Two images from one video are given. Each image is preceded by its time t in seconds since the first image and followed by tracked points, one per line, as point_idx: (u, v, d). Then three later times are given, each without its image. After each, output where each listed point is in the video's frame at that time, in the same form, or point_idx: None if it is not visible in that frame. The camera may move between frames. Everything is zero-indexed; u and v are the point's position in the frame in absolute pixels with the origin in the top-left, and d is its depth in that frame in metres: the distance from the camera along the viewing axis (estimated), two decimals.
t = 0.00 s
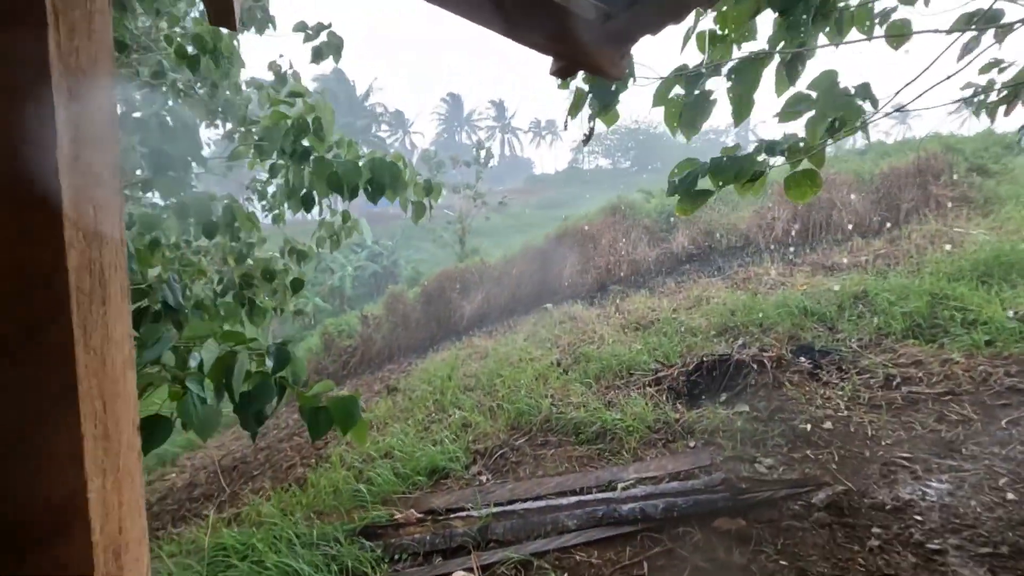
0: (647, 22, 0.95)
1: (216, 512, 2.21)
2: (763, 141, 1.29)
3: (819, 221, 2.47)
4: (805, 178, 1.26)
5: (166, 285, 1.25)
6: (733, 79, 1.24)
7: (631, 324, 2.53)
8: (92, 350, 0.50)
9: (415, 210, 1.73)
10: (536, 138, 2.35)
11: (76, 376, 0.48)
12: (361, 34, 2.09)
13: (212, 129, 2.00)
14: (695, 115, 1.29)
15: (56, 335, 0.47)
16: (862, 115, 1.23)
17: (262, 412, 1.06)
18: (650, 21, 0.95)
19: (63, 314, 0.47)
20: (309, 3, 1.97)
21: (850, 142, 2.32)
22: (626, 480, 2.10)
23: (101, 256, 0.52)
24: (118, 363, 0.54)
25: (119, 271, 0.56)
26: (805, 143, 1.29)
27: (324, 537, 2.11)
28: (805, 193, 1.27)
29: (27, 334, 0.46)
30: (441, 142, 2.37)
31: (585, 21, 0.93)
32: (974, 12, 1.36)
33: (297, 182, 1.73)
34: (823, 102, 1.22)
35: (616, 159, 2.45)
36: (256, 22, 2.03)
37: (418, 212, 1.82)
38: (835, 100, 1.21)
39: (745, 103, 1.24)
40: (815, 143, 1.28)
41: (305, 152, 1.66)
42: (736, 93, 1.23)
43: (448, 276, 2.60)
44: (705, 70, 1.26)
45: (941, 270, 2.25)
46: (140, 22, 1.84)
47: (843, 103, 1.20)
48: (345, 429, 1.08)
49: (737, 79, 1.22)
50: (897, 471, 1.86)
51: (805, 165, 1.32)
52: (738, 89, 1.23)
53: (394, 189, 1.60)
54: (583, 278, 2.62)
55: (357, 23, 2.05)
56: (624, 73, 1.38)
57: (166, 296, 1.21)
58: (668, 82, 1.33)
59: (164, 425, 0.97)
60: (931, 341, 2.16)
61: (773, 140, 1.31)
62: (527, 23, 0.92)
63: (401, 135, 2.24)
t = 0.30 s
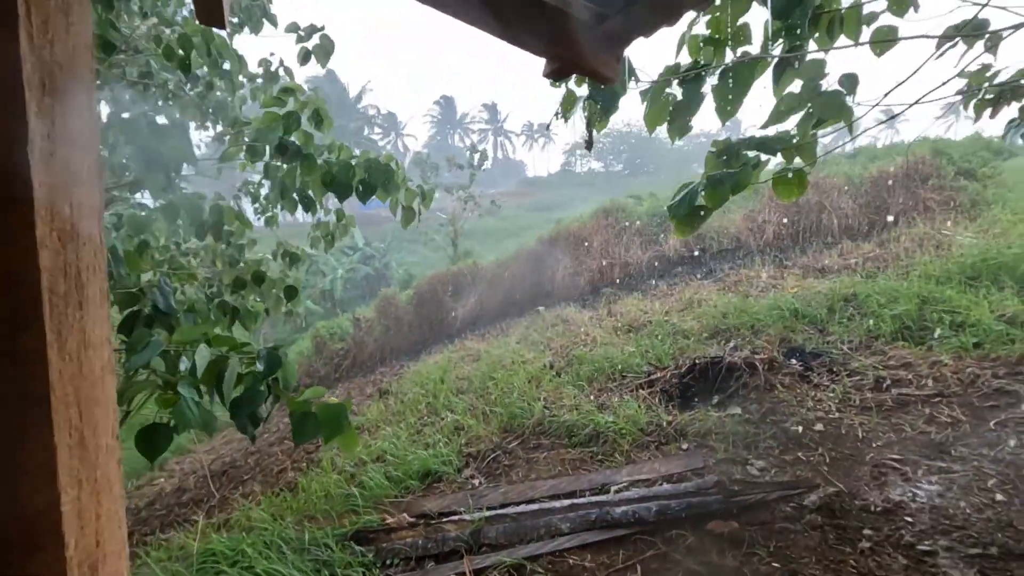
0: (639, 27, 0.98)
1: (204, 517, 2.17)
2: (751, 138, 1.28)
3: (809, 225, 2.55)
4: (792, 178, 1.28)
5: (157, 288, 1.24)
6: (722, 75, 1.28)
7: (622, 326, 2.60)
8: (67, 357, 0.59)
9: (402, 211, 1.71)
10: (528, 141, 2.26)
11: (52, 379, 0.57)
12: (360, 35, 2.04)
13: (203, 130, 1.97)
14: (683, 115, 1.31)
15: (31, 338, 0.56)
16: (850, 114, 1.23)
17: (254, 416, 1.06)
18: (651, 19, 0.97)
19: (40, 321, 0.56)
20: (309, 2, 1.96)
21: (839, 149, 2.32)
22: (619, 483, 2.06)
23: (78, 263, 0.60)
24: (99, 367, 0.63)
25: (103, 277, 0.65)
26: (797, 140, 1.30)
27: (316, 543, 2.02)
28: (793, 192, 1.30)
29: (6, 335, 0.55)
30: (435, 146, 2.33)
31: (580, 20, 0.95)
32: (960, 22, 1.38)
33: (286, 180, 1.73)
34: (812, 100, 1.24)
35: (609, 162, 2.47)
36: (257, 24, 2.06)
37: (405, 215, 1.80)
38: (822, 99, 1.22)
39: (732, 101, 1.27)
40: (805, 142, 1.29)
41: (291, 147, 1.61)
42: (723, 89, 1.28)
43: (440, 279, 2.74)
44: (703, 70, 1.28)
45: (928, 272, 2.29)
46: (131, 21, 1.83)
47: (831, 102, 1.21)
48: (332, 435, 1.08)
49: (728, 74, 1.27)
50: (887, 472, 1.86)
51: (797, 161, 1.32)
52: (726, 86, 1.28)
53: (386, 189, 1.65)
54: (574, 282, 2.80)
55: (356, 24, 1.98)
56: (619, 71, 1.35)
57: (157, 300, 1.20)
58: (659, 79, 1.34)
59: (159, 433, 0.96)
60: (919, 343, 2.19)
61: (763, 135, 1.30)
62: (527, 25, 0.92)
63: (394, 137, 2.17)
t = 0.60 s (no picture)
0: (627, 33, 0.96)
1: (189, 525, 2.16)
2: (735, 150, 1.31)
3: (796, 229, 2.56)
4: (775, 191, 1.29)
5: (140, 295, 1.23)
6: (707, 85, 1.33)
7: (612, 330, 2.58)
8: (58, 365, 0.69)
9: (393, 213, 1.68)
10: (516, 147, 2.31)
11: (44, 385, 0.67)
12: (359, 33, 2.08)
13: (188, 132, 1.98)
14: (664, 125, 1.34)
15: (29, 345, 0.66)
16: (830, 123, 1.28)
17: (239, 426, 1.03)
18: (639, 25, 0.96)
19: (33, 330, 0.66)
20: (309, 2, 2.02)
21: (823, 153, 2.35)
22: (609, 487, 2.08)
23: (66, 271, 0.70)
24: (87, 373, 0.73)
25: (89, 286, 0.76)
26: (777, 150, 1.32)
27: (303, 550, 2.05)
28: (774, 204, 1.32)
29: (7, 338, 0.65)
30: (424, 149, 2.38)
31: (567, 28, 0.95)
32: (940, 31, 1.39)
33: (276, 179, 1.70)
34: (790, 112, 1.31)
35: (597, 167, 2.51)
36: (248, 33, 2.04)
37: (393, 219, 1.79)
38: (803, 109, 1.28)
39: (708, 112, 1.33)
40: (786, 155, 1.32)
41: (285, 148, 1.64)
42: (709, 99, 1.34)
43: (428, 284, 2.64)
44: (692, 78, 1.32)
45: (911, 275, 2.31)
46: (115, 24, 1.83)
47: (810, 115, 1.28)
48: (319, 444, 1.07)
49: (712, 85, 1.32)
50: (872, 473, 1.88)
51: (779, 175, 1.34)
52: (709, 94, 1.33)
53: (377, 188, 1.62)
54: (563, 285, 2.69)
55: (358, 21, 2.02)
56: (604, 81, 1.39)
57: (140, 305, 1.19)
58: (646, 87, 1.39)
59: (141, 439, 0.95)
60: (902, 345, 2.22)
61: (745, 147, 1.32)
62: (519, 35, 0.95)
63: (381, 141, 2.24)
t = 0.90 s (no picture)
0: (603, 43, 0.98)
1: (167, 535, 2.14)
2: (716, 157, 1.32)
3: (776, 232, 2.55)
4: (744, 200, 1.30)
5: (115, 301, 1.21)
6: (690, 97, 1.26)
7: (595, 335, 2.56)
8: (26, 376, 0.66)
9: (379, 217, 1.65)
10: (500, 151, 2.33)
11: (10, 397, 0.65)
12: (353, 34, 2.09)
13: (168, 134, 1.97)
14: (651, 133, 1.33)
15: None
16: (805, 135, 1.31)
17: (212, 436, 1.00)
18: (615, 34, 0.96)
19: None
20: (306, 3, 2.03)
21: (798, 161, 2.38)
22: (592, 490, 2.09)
23: (37, 281, 0.67)
24: (58, 383, 0.70)
25: (64, 294, 0.72)
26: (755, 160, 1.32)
27: (284, 558, 2.03)
28: (742, 212, 1.33)
29: None
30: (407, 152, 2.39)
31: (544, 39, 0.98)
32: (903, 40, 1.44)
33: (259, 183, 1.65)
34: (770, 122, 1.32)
35: (581, 171, 2.51)
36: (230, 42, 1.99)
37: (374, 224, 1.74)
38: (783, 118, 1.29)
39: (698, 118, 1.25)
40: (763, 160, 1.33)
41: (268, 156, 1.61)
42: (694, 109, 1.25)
43: (411, 287, 2.63)
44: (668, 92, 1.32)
45: (886, 279, 2.35)
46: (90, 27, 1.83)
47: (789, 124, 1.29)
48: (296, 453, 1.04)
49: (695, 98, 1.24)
50: (849, 473, 1.93)
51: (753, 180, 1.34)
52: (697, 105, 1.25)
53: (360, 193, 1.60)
54: (550, 289, 2.66)
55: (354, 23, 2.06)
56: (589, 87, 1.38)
57: (113, 311, 1.16)
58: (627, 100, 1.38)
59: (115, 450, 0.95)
60: (878, 348, 2.26)
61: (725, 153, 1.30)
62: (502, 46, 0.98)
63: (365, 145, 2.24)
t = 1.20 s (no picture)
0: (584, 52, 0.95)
1: (143, 546, 2.18)
2: (690, 157, 1.19)
3: (754, 239, 3.03)
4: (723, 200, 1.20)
5: (86, 309, 1.19)
6: (664, 95, 1.06)
7: (578, 337, 2.87)
8: None
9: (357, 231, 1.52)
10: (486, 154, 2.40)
11: None
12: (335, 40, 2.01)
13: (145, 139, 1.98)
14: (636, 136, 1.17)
15: None
16: (784, 137, 1.17)
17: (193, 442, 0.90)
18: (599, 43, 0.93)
19: None
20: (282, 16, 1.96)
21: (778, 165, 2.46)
22: (574, 494, 1.98)
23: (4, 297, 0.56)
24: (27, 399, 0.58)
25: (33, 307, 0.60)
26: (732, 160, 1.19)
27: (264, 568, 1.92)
28: (719, 211, 1.21)
29: None
30: (393, 156, 2.42)
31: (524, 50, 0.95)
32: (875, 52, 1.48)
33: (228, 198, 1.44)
34: (747, 123, 1.17)
35: (564, 175, 2.53)
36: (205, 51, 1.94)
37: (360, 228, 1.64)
38: (759, 120, 1.15)
39: (676, 120, 1.05)
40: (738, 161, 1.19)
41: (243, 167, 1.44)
42: (668, 110, 1.05)
43: (394, 292, 3.26)
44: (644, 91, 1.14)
45: (861, 283, 2.58)
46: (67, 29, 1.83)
47: (768, 126, 1.14)
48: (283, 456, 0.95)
49: (670, 95, 1.04)
50: (826, 474, 1.78)
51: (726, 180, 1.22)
52: (674, 107, 1.04)
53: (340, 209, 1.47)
54: (531, 294, 3.22)
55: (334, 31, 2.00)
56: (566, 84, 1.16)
57: (86, 319, 1.14)
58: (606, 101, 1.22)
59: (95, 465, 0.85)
60: (854, 350, 2.32)
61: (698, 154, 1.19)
62: (481, 58, 0.94)
63: (349, 149, 2.17)
